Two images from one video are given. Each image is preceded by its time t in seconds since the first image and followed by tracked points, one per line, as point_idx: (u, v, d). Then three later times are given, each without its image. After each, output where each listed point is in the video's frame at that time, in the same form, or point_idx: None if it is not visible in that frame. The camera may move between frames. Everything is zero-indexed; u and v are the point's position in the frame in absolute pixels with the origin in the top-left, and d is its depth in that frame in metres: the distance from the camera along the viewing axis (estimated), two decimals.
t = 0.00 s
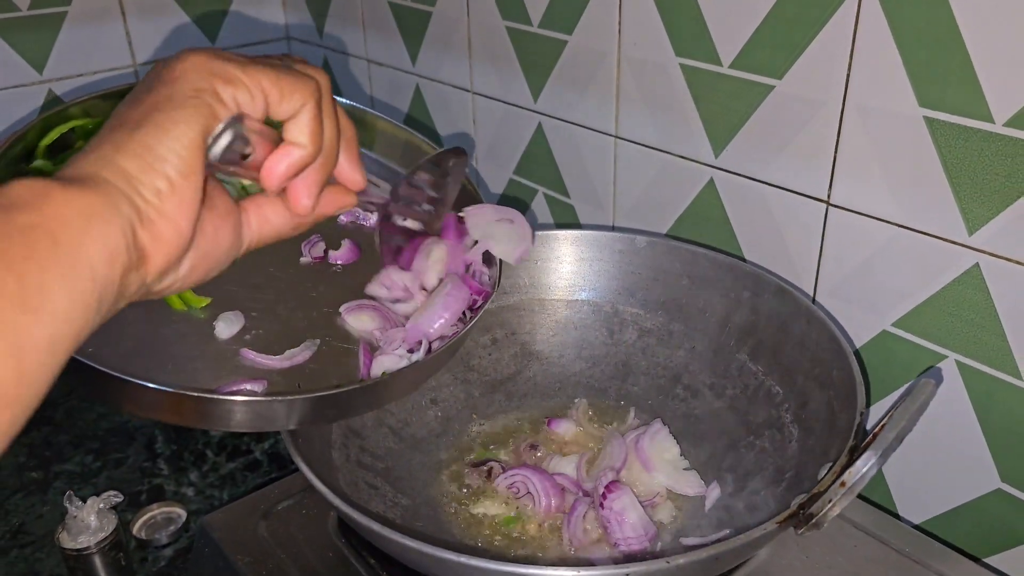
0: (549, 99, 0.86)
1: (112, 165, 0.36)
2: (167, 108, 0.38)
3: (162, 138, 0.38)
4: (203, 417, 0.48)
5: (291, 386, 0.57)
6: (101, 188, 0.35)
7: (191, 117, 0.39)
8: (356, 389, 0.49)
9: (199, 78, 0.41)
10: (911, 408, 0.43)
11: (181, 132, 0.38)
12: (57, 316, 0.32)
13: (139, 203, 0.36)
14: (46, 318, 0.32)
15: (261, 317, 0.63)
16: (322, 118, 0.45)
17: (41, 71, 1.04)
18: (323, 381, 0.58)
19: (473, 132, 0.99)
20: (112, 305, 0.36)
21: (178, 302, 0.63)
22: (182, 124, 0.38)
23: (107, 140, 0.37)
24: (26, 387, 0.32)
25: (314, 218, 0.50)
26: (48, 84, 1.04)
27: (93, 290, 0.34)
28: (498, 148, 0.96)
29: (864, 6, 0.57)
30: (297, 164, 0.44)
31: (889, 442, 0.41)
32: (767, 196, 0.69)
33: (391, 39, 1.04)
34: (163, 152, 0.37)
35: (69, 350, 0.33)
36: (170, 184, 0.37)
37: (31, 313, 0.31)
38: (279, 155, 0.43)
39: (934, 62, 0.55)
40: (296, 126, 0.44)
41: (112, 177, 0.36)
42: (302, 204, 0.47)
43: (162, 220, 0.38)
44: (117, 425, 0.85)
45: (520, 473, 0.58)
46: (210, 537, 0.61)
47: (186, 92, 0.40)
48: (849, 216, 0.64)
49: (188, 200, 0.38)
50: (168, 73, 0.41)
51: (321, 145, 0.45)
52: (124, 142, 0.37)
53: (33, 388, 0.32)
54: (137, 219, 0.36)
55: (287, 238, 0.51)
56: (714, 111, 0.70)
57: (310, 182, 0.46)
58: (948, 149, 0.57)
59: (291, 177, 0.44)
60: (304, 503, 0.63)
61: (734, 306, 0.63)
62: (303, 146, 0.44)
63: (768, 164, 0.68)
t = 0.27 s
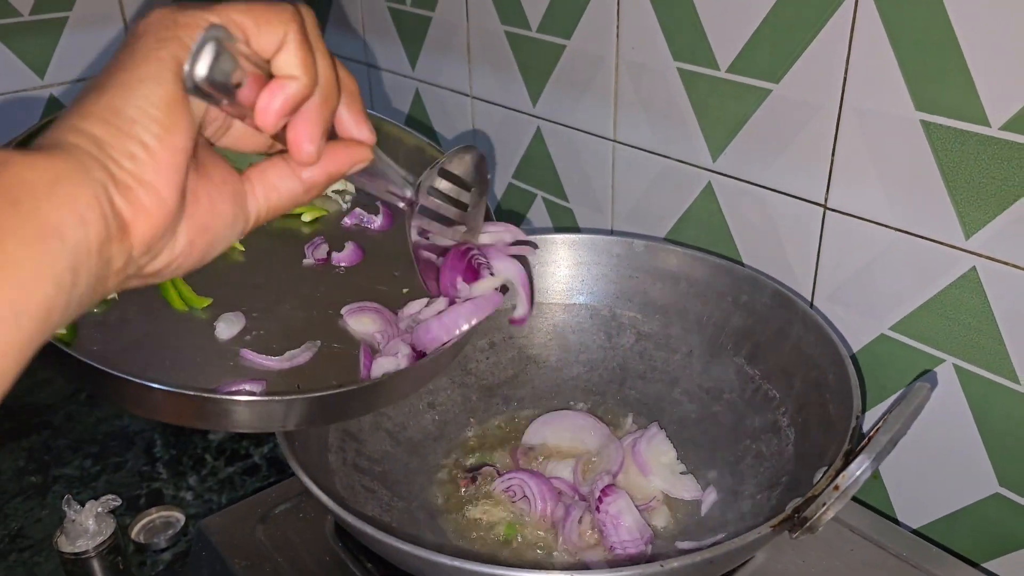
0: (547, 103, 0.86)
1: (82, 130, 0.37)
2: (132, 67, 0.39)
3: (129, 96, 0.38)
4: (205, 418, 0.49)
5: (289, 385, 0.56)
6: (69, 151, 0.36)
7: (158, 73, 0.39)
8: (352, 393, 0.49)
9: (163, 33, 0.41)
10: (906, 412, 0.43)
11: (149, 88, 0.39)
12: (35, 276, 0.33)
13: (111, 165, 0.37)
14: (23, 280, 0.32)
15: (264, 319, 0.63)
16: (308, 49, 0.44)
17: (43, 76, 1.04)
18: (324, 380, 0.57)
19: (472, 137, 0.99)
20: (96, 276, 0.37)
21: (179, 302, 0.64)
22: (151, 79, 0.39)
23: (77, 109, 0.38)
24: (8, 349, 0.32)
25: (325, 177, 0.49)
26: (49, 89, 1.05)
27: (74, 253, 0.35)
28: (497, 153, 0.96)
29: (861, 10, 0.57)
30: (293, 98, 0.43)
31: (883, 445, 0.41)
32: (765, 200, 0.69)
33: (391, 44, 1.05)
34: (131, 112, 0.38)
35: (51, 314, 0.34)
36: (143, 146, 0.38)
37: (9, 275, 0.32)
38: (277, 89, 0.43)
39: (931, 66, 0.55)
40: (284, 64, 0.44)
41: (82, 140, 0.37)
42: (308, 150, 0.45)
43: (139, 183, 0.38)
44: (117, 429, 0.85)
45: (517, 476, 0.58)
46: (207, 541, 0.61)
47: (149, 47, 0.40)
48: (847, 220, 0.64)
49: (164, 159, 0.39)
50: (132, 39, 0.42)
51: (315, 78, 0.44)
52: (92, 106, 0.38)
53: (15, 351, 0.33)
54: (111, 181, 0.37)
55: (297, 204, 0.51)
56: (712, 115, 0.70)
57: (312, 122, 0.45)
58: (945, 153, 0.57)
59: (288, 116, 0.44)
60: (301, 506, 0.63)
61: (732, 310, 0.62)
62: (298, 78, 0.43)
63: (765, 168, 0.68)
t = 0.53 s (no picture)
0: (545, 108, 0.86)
1: None
2: (54, 55, 0.39)
3: (46, 91, 0.38)
4: (208, 410, 0.48)
5: (292, 380, 0.56)
6: None
7: (80, 66, 0.39)
8: (346, 399, 0.49)
9: (91, 18, 0.40)
10: (900, 418, 0.42)
11: (70, 85, 0.39)
12: None
13: (18, 160, 0.38)
14: None
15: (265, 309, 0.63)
16: (251, 48, 0.44)
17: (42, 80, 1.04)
18: (327, 373, 0.57)
19: (470, 141, 0.99)
20: None
21: (179, 295, 0.64)
22: (70, 76, 0.39)
23: None
24: None
25: (250, 171, 0.52)
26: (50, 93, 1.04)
27: None
28: (495, 157, 0.96)
29: (857, 14, 0.57)
30: (230, 94, 0.43)
31: (878, 452, 0.40)
32: (763, 205, 0.69)
33: (390, 48, 1.04)
34: (45, 108, 0.39)
35: None
36: (55, 143, 0.39)
37: None
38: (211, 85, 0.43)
39: (928, 71, 0.55)
40: (224, 56, 0.43)
41: None
42: (244, 145, 0.46)
43: (48, 178, 0.40)
44: (114, 433, 0.85)
45: (513, 482, 0.58)
46: (202, 546, 0.61)
47: (77, 33, 0.39)
48: (844, 225, 0.64)
49: (76, 156, 0.40)
50: (64, 13, 0.40)
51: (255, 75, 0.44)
52: (7, 90, 0.38)
53: None
54: (16, 176, 0.38)
55: (222, 191, 0.53)
56: (709, 119, 0.70)
57: (249, 118, 0.46)
58: (942, 157, 0.56)
59: (221, 112, 0.44)
60: (296, 512, 0.63)
61: (729, 315, 0.62)
62: (237, 75, 0.43)
63: (763, 173, 0.68)
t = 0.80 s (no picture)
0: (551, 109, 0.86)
1: (34, 186, 0.36)
2: (94, 123, 0.38)
3: (85, 156, 0.37)
4: (213, 412, 0.48)
5: (299, 379, 0.56)
6: (18, 209, 0.35)
7: (115, 135, 0.38)
8: (354, 401, 0.49)
9: (129, 90, 0.39)
10: (911, 421, 0.42)
11: (105, 151, 0.38)
12: None
13: (57, 228, 0.36)
14: None
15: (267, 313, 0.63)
16: (282, 115, 0.44)
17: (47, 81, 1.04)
18: (332, 375, 0.57)
19: (475, 142, 0.99)
20: (32, 334, 0.36)
21: (187, 296, 0.64)
22: (108, 143, 0.38)
23: (30, 156, 0.37)
24: None
25: (276, 231, 0.50)
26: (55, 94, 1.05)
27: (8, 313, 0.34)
28: (500, 159, 0.96)
29: (865, 16, 0.57)
30: (258, 160, 0.43)
31: (890, 456, 0.40)
32: (770, 206, 0.69)
33: (395, 49, 1.04)
34: (86, 172, 0.37)
35: None
36: (94, 210, 0.37)
37: None
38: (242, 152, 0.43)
39: (938, 73, 0.55)
40: (253, 123, 0.43)
41: (33, 199, 0.35)
42: (267, 209, 0.45)
43: (85, 246, 0.38)
44: (119, 435, 0.85)
45: (521, 485, 0.59)
46: (208, 548, 0.60)
47: (117, 105, 0.39)
48: (852, 227, 0.63)
49: (115, 222, 0.38)
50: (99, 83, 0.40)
51: (282, 141, 0.44)
52: (42, 160, 0.36)
53: None
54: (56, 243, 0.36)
55: (249, 252, 0.50)
56: (716, 121, 0.70)
57: (274, 184, 0.45)
58: (951, 159, 0.56)
59: (250, 177, 0.44)
60: (303, 514, 0.63)
61: (737, 317, 0.62)
62: (265, 142, 0.43)
63: (770, 175, 0.68)
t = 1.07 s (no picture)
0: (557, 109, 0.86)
1: (84, 180, 0.34)
2: (140, 116, 0.36)
3: (137, 146, 0.35)
4: (221, 417, 0.47)
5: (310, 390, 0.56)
6: (70, 202, 0.33)
7: (164, 122, 0.36)
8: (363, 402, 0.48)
9: (169, 76, 0.37)
10: (927, 422, 0.42)
11: (157, 140, 0.35)
12: (24, 342, 0.29)
13: (115, 221, 0.34)
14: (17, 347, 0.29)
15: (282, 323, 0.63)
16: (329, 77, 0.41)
17: (51, 80, 1.04)
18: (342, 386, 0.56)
19: (481, 142, 0.98)
20: (98, 333, 0.33)
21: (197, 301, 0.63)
22: (156, 130, 0.36)
23: (78, 153, 0.35)
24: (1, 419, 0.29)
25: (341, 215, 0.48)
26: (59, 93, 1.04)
27: (72, 310, 0.31)
28: (506, 159, 0.96)
29: (877, 15, 0.57)
30: (311, 127, 0.40)
31: (907, 456, 0.40)
32: (779, 207, 0.68)
33: (401, 48, 1.04)
34: (138, 164, 0.35)
35: (45, 381, 0.31)
36: (152, 200, 0.35)
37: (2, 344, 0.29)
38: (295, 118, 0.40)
39: (950, 72, 0.54)
40: (300, 89, 0.41)
41: (86, 194, 0.33)
42: (325, 182, 0.43)
43: (148, 239, 0.35)
44: (123, 435, 0.85)
45: (529, 484, 0.58)
46: (214, 549, 0.60)
47: (161, 96, 0.37)
48: (862, 227, 0.63)
49: (176, 212, 0.36)
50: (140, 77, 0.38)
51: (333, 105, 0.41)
52: (92, 154, 0.34)
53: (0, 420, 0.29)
54: (117, 235, 0.34)
55: (315, 237, 0.48)
56: (725, 120, 0.69)
57: (328, 154, 0.42)
58: (963, 158, 0.56)
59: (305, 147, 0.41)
60: (309, 515, 0.62)
61: (747, 317, 0.61)
62: (316, 106, 0.40)
63: (780, 175, 0.67)
